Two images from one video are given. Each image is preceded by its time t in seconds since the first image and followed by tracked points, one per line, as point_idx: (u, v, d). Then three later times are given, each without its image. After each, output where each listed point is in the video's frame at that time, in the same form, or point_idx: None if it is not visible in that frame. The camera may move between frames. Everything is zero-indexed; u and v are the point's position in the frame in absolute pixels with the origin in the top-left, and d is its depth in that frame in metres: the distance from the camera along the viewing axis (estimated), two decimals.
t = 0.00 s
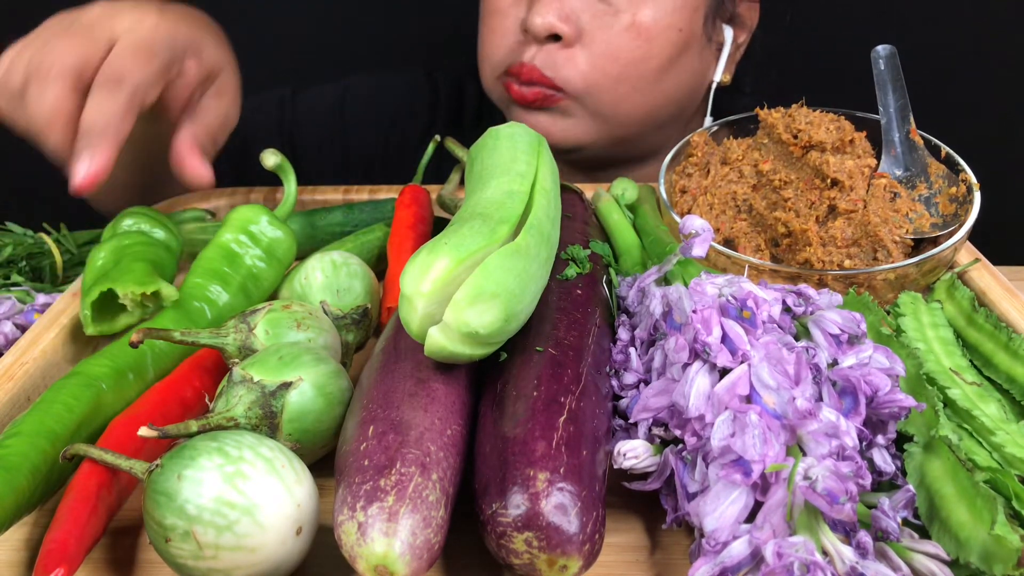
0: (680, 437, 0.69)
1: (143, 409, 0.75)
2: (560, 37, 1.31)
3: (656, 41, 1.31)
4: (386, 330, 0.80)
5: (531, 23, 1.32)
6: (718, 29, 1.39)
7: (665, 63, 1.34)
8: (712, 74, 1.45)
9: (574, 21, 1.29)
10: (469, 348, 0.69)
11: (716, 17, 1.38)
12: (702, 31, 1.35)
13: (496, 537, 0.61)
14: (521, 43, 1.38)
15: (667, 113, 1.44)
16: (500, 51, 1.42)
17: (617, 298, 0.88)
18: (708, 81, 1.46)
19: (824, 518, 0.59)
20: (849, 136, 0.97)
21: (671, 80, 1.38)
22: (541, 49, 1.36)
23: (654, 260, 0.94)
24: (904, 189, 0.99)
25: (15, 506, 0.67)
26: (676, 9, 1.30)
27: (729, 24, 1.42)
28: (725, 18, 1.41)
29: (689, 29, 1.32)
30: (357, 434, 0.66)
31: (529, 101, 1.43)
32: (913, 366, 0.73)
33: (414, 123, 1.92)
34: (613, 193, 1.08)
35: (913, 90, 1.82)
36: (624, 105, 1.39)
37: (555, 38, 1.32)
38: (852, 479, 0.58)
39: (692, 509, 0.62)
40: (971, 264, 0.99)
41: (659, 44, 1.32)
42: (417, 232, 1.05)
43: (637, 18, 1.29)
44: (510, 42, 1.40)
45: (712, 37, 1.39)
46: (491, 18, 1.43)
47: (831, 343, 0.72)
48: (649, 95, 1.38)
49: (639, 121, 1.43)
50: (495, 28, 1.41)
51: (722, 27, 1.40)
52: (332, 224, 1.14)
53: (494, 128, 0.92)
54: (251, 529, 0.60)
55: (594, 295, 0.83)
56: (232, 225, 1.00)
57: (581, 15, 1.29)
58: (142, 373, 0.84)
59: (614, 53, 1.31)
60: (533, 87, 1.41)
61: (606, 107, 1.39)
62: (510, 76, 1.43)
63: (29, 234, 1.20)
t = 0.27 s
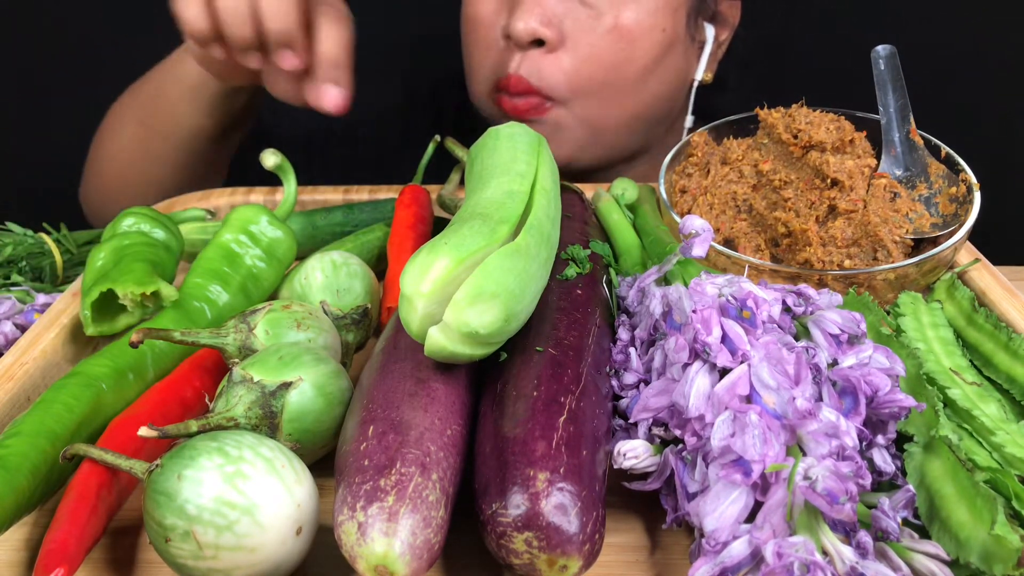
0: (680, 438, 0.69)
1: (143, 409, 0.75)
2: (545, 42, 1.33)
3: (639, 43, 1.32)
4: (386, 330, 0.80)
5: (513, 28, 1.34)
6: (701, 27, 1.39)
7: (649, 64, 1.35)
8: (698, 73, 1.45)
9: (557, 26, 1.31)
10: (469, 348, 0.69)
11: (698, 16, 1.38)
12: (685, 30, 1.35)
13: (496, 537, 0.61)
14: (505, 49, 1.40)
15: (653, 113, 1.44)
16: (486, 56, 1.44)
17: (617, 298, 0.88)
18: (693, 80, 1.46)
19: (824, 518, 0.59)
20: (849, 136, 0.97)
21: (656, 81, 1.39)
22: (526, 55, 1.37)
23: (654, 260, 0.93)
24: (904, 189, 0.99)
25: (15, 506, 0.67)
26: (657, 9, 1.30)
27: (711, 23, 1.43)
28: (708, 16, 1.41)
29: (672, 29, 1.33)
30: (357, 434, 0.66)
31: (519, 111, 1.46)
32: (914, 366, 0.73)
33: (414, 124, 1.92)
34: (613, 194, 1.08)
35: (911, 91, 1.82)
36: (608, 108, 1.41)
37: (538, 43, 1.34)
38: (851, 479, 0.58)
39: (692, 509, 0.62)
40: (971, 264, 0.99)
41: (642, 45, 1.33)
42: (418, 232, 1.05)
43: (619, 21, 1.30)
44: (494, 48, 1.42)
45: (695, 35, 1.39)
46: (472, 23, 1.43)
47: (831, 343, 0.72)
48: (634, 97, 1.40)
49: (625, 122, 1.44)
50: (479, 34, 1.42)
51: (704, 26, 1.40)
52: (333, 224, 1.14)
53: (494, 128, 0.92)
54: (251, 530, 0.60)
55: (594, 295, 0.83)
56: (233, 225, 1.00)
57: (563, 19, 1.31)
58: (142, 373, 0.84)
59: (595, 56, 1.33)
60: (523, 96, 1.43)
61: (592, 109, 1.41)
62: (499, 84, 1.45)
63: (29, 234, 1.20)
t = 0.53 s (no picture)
0: (680, 437, 0.69)
1: (143, 409, 0.75)
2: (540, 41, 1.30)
3: (635, 38, 1.31)
4: (387, 330, 0.80)
5: (508, 28, 1.30)
6: (691, 20, 1.40)
7: (644, 59, 1.35)
8: (691, 67, 1.46)
9: (552, 24, 1.28)
10: (469, 348, 0.69)
11: (688, 9, 1.39)
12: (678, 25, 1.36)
13: (496, 537, 0.61)
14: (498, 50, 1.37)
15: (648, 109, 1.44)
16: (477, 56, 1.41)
17: (617, 298, 0.88)
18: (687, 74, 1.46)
19: (824, 518, 0.59)
20: (849, 136, 0.97)
21: (651, 74, 1.38)
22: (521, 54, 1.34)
23: (654, 260, 0.93)
24: (904, 189, 0.99)
25: (15, 506, 0.67)
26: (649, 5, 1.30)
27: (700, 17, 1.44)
28: (697, 10, 1.42)
29: (664, 23, 1.33)
30: (357, 434, 0.66)
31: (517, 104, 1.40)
32: (914, 366, 0.73)
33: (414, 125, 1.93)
34: (613, 194, 1.08)
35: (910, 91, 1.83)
36: (608, 104, 1.38)
37: (533, 43, 1.31)
38: (851, 479, 0.58)
39: (692, 509, 0.62)
40: (971, 264, 0.99)
41: (637, 41, 1.32)
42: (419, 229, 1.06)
43: (613, 18, 1.29)
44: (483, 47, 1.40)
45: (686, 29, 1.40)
46: (463, 23, 1.41)
47: (831, 343, 0.72)
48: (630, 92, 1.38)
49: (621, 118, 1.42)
50: (471, 35, 1.39)
51: (694, 19, 1.41)
52: (333, 224, 1.14)
53: (494, 128, 0.92)
54: (251, 530, 0.60)
55: (594, 295, 0.83)
56: (233, 225, 1.00)
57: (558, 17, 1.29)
58: (142, 373, 0.85)
59: (592, 52, 1.31)
60: (519, 89, 1.38)
61: (587, 108, 1.39)
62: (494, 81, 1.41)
63: (29, 234, 1.20)
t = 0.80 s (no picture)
0: (680, 437, 0.69)
1: (143, 409, 0.75)
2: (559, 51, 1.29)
3: (653, 47, 1.31)
4: (386, 330, 0.80)
5: (524, 40, 1.30)
6: (707, 26, 1.40)
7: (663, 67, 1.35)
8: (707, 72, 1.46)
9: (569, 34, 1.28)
10: (469, 348, 0.69)
11: (705, 17, 1.38)
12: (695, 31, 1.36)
13: (496, 537, 0.61)
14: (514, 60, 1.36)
15: (666, 115, 1.44)
16: (495, 67, 1.39)
17: (617, 298, 0.88)
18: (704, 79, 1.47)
19: (824, 518, 0.59)
20: (849, 136, 0.97)
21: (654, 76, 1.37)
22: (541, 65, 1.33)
23: (653, 260, 0.93)
24: (904, 189, 0.99)
25: (16, 506, 0.67)
26: (666, 13, 1.30)
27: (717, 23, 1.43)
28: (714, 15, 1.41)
29: (682, 31, 1.33)
30: (357, 434, 0.66)
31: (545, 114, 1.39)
32: (913, 366, 0.73)
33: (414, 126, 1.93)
34: (613, 194, 1.08)
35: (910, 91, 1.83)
36: (630, 112, 1.39)
37: (553, 52, 1.30)
38: (851, 479, 0.58)
39: (692, 509, 0.62)
40: (971, 264, 0.99)
41: (655, 49, 1.32)
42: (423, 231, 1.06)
43: (630, 27, 1.28)
44: (485, 49, 1.40)
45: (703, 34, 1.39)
46: (478, 35, 1.39)
47: (831, 343, 0.72)
48: (649, 100, 1.38)
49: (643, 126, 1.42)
50: (486, 45, 1.38)
51: (710, 24, 1.41)
52: (333, 224, 1.14)
53: (494, 128, 0.92)
54: (251, 530, 0.60)
55: (594, 295, 0.83)
56: (233, 225, 1.00)
57: (575, 26, 1.28)
58: (142, 373, 0.84)
59: (611, 61, 1.30)
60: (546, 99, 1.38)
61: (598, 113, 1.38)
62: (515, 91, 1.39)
63: (29, 234, 1.20)
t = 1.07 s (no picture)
0: (680, 437, 0.69)
1: (143, 409, 0.75)
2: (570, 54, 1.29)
3: (662, 50, 1.31)
4: (386, 330, 0.80)
5: (535, 41, 1.29)
6: (716, 29, 1.39)
7: (672, 69, 1.34)
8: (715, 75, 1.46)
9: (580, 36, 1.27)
10: (469, 348, 0.69)
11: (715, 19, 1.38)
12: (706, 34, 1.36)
13: (497, 537, 0.61)
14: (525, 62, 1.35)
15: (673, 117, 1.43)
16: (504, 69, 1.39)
17: (617, 298, 0.88)
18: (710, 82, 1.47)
19: (824, 518, 0.59)
20: (849, 136, 0.97)
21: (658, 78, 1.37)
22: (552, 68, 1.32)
23: (653, 260, 0.93)
24: (904, 189, 0.99)
25: (15, 506, 0.67)
26: (677, 16, 1.29)
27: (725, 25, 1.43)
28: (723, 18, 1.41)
29: (692, 34, 1.33)
30: (357, 435, 0.66)
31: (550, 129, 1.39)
32: (913, 366, 0.73)
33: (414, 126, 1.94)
34: (613, 194, 1.08)
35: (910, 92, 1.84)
36: (637, 117, 1.38)
37: (563, 56, 1.29)
38: (851, 479, 0.58)
39: (692, 509, 0.62)
40: (972, 264, 0.99)
41: (665, 52, 1.31)
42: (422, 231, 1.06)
43: (641, 29, 1.28)
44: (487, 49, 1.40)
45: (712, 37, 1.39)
46: (489, 36, 1.39)
47: (831, 343, 0.72)
48: (656, 103, 1.38)
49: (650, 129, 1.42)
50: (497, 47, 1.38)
51: (719, 27, 1.40)
52: (332, 224, 1.14)
53: (494, 128, 0.92)
54: (251, 530, 0.60)
55: (594, 295, 0.83)
56: (232, 225, 1.00)
57: (586, 29, 1.27)
58: (142, 373, 0.84)
59: (621, 65, 1.30)
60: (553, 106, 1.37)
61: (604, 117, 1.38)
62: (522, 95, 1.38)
63: (29, 234, 1.20)
